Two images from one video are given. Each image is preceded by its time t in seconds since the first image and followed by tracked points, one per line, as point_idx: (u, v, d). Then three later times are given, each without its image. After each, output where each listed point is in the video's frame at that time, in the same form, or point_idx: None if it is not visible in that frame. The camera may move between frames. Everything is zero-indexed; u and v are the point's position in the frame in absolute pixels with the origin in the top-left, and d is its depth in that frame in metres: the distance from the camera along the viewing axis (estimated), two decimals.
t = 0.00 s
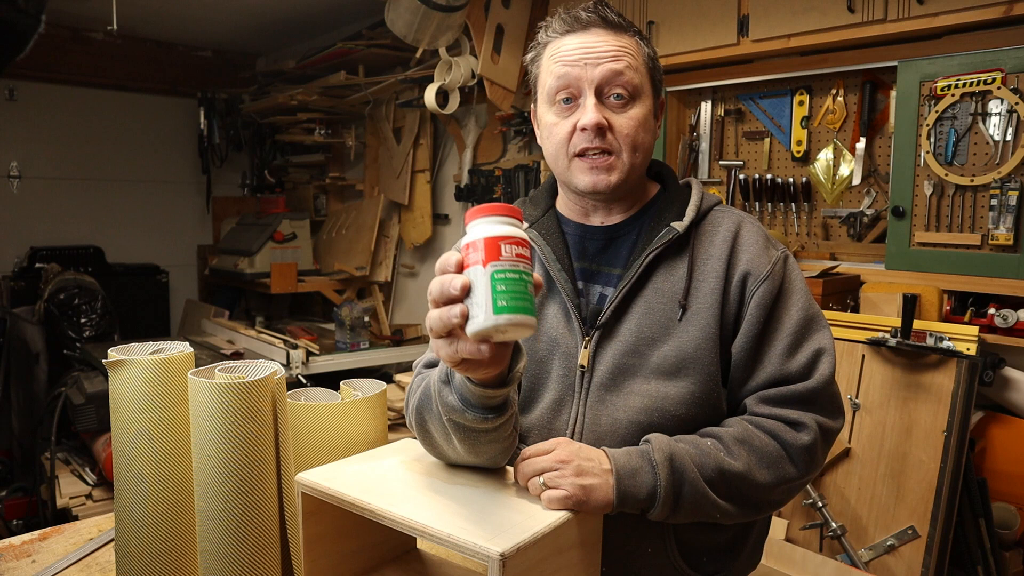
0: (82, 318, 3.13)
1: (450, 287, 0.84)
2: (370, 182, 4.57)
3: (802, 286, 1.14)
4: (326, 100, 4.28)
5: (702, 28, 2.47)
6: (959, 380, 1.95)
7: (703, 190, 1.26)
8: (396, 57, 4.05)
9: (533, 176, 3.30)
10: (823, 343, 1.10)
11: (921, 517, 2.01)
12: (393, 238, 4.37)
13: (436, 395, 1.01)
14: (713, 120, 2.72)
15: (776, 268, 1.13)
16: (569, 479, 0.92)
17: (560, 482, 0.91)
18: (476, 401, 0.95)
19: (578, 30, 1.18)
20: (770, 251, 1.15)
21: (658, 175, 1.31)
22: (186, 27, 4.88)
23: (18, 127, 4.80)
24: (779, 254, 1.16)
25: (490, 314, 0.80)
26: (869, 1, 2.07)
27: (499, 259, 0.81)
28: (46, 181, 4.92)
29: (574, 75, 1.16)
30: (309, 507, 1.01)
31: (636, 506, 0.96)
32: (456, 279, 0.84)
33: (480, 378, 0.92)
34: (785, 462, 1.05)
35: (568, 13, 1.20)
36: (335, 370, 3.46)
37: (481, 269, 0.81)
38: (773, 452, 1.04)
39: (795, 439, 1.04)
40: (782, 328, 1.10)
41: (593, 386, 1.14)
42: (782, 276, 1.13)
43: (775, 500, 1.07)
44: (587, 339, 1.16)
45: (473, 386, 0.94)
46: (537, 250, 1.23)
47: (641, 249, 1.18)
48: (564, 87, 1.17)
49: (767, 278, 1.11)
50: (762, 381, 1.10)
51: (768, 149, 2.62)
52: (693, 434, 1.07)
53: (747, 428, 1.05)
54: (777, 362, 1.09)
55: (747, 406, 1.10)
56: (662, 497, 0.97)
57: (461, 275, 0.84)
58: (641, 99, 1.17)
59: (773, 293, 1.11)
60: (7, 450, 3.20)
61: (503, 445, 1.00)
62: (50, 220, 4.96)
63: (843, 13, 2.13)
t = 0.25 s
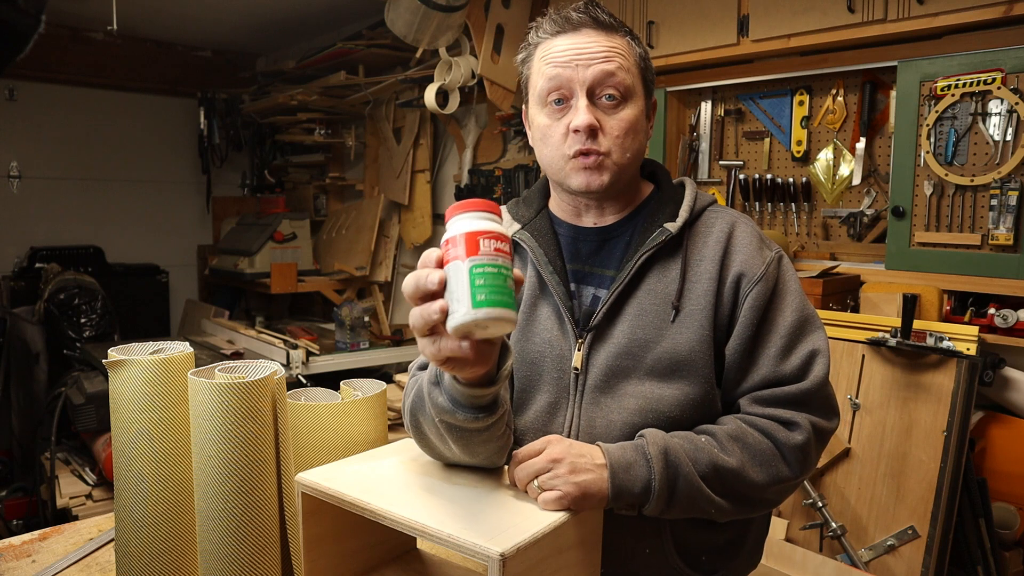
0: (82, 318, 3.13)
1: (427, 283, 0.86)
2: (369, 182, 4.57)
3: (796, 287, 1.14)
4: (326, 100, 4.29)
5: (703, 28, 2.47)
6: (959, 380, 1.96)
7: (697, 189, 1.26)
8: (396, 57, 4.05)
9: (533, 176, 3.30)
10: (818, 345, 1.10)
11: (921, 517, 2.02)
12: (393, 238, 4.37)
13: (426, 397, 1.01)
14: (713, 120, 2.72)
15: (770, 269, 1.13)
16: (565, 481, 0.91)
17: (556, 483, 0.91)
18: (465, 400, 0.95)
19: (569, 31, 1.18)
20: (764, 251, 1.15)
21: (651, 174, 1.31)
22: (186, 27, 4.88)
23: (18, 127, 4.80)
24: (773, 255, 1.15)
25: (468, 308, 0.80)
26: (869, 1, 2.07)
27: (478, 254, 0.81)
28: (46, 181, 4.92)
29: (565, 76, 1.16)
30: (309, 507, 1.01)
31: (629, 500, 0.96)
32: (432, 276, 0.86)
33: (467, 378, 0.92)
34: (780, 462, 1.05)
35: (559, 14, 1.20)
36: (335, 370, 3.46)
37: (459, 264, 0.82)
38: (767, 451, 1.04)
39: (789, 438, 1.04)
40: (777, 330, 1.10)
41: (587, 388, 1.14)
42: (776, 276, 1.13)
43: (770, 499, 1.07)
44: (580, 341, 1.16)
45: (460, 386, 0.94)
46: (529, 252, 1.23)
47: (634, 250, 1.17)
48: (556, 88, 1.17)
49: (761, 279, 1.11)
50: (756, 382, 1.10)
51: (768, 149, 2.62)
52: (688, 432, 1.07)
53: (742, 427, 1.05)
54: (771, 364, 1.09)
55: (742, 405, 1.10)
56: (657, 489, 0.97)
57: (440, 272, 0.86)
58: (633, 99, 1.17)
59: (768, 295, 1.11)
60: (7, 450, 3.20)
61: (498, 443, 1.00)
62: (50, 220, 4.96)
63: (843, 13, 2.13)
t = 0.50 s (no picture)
0: (82, 318, 3.13)
1: (401, 317, 0.86)
2: (370, 182, 4.57)
3: (793, 287, 1.14)
4: (326, 100, 4.29)
5: (703, 28, 2.47)
6: (959, 380, 1.96)
7: (693, 189, 1.26)
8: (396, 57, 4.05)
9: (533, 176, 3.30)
10: (816, 345, 1.10)
11: (921, 517, 2.02)
12: (393, 238, 4.37)
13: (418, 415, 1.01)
14: (713, 120, 2.72)
15: (767, 269, 1.12)
16: (568, 482, 0.91)
17: (558, 484, 0.91)
18: (454, 418, 0.96)
19: (560, 31, 1.18)
20: (760, 251, 1.14)
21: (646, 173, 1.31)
22: (186, 27, 4.88)
23: (18, 127, 4.80)
24: (770, 254, 1.15)
25: (443, 346, 0.81)
26: (869, 1, 2.07)
27: (451, 290, 0.82)
28: (46, 181, 4.92)
29: (558, 77, 1.16)
30: (309, 507, 1.01)
31: (631, 506, 0.96)
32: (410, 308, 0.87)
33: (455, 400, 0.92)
34: (780, 464, 1.05)
35: (549, 15, 1.20)
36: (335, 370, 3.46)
37: (433, 302, 0.82)
38: (767, 453, 1.04)
39: (789, 440, 1.04)
40: (774, 330, 1.10)
41: (585, 390, 1.14)
42: (772, 276, 1.13)
43: (770, 500, 1.07)
44: (577, 343, 1.16)
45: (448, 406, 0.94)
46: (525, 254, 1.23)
47: (629, 251, 1.17)
48: (548, 89, 1.17)
49: (757, 280, 1.10)
50: (755, 384, 1.10)
51: (768, 149, 2.62)
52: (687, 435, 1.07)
53: (741, 429, 1.05)
54: (769, 364, 1.09)
55: (741, 408, 1.10)
56: (657, 497, 0.97)
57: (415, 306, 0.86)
58: (626, 99, 1.17)
59: (764, 295, 1.10)
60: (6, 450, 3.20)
61: (492, 455, 1.00)
62: (50, 219, 4.96)
63: (843, 13, 2.13)
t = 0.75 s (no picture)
0: (82, 318, 3.13)
1: (402, 330, 0.86)
2: (369, 182, 4.57)
3: (792, 287, 1.14)
4: (326, 100, 4.29)
5: (703, 28, 2.47)
6: (959, 380, 1.96)
7: (693, 189, 1.26)
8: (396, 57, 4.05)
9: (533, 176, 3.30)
10: (816, 345, 1.10)
11: (921, 517, 2.02)
12: (393, 238, 4.37)
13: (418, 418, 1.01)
14: (713, 120, 2.72)
15: (766, 270, 1.12)
16: (568, 482, 0.91)
17: (558, 484, 0.91)
18: (454, 420, 0.96)
19: (559, 30, 1.18)
20: (759, 251, 1.14)
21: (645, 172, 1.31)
22: (186, 27, 4.88)
23: (18, 127, 4.80)
24: (769, 254, 1.15)
25: (446, 362, 0.81)
26: (869, 1, 2.07)
27: (452, 304, 0.82)
28: (46, 181, 4.92)
29: (555, 75, 1.16)
30: (309, 508, 1.01)
31: (630, 506, 0.97)
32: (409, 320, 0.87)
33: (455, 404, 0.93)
34: (780, 464, 1.05)
35: (547, 13, 1.20)
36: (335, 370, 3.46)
37: (433, 316, 0.82)
38: (767, 453, 1.04)
39: (789, 441, 1.04)
40: (774, 330, 1.10)
41: (585, 390, 1.14)
42: (772, 276, 1.13)
43: (770, 500, 1.07)
44: (576, 343, 1.16)
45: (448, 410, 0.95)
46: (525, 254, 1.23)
47: (629, 252, 1.17)
48: (546, 87, 1.17)
49: (756, 280, 1.10)
50: (755, 384, 1.10)
51: (768, 149, 2.62)
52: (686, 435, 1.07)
53: (741, 430, 1.05)
54: (770, 364, 1.09)
55: (741, 408, 1.10)
56: (657, 497, 0.97)
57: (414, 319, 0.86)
58: (624, 97, 1.17)
59: (764, 295, 1.10)
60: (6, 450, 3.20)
61: (491, 457, 1.00)
62: (50, 219, 4.96)
63: (843, 13, 2.13)
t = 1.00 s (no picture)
0: (82, 318, 3.13)
1: (405, 327, 0.86)
2: (369, 182, 4.56)
3: (793, 287, 1.14)
4: (326, 100, 4.29)
5: (703, 28, 2.47)
6: (959, 380, 1.96)
7: (694, 189, 1.26)
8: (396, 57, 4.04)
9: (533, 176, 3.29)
10: (816, 345, 1.10)
11: (921, 517, 2.02)
12: (393, 238, 4.37)
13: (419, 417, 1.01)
14: (713, 120, 2.72)
15: (767, 270, 1.12)
16: (568, 482, 0.91)
17: (558, 484, 0.91)
18: (455, 419, 0.96)
19: (561, 29, 1.18)
20: (760, 252, 1.14)
21: (646, 172, 1.31)
22: (186, 27, 4.88)
23: (18, 126, 4.80)
24: (770, 255, 1.15)
25: (448, 359, 0.81)
26: (869, 1, 2.07)
27: (455, 301, 0.82)
28: (45, 181, 4.92)
29: (556, 74, 1.16)
30: (309, 508, 1.01)
31: (631, 506, 0.97)
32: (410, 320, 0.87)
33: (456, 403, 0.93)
34: (780, 464, 1.05)
35: (551, 12, 1.20)
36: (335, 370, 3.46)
37: (435, 313, 0.82)
38: (767, 453, 1.04)
39: (789, 441, 1.04)
40: (774, 330, 1.10)
41: (585, 389, 1.14)
42: (773, 277, 1.13)
43: (770, 500, 1.07)
44: (577, 343, 1.16)
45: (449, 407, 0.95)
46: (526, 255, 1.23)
47: (630, 252, 1.17)
48: (547, 85, 1.17)
49: (757, 280, 1.10)
50: (755, 384, 1.10)
51: (768, 149, 2.62)
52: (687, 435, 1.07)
53: (742, 430, 1.05)
54: (771, 364, 1.09)
55: (741, 408, 1.10)
56: (657, 497, 0.97)
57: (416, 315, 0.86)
58: (625, 97, 1.17)
59: (765, 295, 1.10)
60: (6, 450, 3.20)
61: (492, 455, 1.00)
62: (50, 219, 4.96)
63: (843, 13, 2.13)
